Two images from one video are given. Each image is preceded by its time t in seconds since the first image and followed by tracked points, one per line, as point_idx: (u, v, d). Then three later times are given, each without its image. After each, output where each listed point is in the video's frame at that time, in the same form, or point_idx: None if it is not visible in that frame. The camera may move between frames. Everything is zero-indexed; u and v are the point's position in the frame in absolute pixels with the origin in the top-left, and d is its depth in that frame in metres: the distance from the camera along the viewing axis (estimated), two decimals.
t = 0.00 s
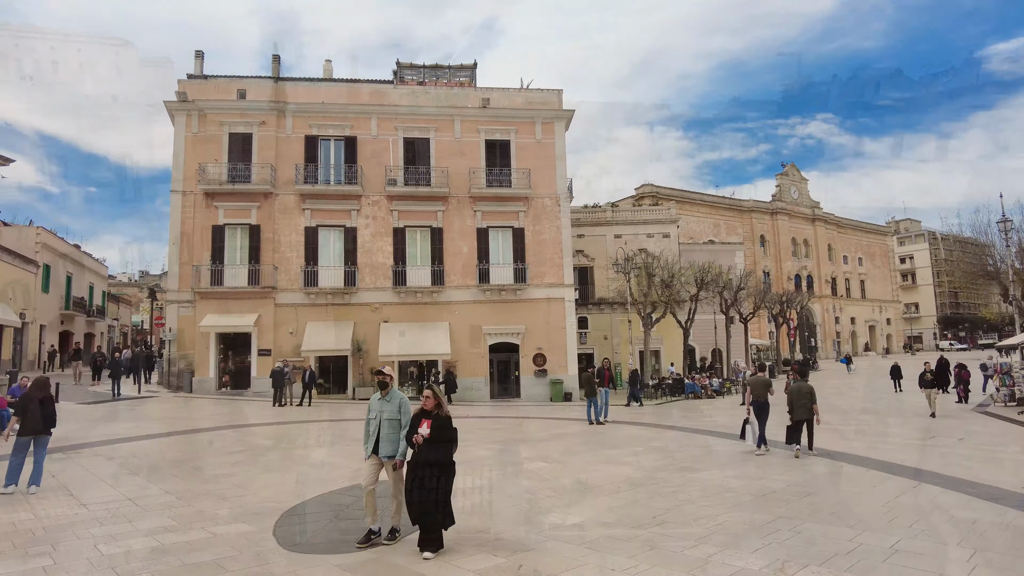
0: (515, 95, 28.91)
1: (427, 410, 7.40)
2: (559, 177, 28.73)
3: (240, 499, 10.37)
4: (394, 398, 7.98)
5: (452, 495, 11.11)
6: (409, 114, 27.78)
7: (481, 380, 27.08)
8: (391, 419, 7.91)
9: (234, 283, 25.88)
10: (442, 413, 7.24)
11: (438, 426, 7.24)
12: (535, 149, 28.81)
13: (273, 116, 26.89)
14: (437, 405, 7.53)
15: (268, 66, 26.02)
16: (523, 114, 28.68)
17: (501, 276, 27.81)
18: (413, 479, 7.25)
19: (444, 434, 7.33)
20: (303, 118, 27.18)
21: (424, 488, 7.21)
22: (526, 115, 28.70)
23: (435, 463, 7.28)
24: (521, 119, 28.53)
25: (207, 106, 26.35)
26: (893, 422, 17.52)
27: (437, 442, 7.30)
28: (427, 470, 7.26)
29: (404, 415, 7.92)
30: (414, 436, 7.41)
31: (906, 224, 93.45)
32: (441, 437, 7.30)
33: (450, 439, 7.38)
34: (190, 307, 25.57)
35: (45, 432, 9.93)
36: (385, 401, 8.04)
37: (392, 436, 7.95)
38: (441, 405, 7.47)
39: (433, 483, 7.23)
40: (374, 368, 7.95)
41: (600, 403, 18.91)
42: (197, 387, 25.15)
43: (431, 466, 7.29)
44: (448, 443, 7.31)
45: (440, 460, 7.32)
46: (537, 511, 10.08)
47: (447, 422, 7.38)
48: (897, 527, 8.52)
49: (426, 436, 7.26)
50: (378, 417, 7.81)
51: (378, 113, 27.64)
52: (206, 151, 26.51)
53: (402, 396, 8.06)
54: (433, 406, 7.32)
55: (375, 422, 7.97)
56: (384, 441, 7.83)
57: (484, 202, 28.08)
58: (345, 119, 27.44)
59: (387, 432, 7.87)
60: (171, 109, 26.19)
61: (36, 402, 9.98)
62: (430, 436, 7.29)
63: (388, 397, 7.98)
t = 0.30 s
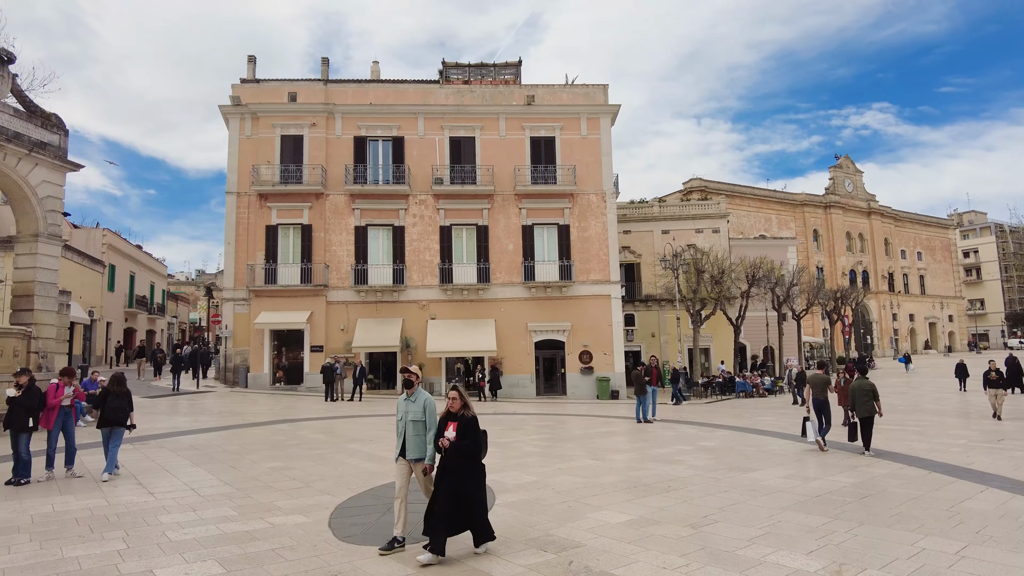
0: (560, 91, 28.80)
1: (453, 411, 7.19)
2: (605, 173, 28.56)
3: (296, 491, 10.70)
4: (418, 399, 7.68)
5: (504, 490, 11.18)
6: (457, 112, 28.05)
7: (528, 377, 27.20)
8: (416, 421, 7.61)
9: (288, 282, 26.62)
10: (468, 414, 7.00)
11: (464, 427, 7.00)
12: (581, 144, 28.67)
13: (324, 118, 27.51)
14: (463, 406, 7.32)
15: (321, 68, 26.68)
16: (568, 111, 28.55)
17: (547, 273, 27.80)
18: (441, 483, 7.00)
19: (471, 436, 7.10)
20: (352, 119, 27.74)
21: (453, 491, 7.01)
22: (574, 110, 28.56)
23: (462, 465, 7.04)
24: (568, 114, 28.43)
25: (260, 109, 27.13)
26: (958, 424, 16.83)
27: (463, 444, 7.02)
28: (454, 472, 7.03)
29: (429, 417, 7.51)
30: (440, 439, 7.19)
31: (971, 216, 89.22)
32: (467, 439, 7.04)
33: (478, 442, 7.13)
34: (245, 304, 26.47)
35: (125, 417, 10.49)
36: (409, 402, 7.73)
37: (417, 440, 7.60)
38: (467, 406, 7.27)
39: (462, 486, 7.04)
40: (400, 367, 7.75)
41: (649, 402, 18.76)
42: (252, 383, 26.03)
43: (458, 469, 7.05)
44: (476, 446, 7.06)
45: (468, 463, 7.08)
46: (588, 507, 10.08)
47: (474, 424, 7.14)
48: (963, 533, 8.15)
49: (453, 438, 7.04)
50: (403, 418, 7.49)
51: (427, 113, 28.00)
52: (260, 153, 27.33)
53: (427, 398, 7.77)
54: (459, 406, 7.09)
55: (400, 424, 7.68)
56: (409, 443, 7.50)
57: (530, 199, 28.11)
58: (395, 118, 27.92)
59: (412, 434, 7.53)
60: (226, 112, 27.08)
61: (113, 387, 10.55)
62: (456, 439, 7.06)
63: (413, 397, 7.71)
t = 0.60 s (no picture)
0: (610, 86, 28.61)
1: (484, 405, 7.10)
2: (658, 168, 28.20)
3: (357, 485, 10.99)
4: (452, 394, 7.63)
5: (560, 487, 11.17)
6: (508, 110, 28.14)
7: (581, 373, 27.10)
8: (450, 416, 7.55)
9: (345, 281, 27.30)
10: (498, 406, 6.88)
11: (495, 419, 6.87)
12: (633, 138, 28.34)
13: (377, 121, 28.08)
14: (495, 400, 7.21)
15: (375, 72, 27.28)
16: (618, 105, 28.27)
17: (600, 270, 27.64)
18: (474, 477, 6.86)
19: (502, 429, 6.94)
20: (405, 121, 28.23)
21: (484, 485, 6.85)
22: (626, 105, 28.29)
23: (495, 460, 6.87)
24: (620, 109, 28.17)
25: (316, 114, 27.88)
26: None
27: (495, 438, 6.86)
28: (487, 468, 6.90)
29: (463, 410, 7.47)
30: (472, 433, 7.07)
31: None
32: (499, 432, 6.88)
33: (510, 436, 6.95)
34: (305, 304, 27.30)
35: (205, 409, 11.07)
36: (443, 398, 7.71)
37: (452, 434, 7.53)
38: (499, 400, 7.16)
39: (494, 481, 6.88)
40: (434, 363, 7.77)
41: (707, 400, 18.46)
42: (312, 379, 26.82)
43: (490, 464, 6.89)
44: (508, 440, 6.89)
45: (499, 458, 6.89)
46: (643, 505, 9.99)
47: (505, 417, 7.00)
48: None
49: (485, 432, 6.88)
50: (436, 411, 7.47)
51: (478, 112, 28.22)
52: (317, 157, 28.11)
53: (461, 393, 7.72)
54: (490, 399, 6.99)
55: (434, 419, 7.66)
56: (443, 438, 7.44)
57: (582, 195, 28.00)
58: (446, 118, 28.27)
59: (446, 428, 7.47)
60: (283, 118, 27.93)
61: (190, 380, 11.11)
62: (487, 432, 6.91)
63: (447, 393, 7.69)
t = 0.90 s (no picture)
0: (661, 79, 28.20)
1: (518, 410, 6.32)
2: (711, 161, 27.64)
3: (414, 481, 11.17)
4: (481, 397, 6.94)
5: (615, 486, 11.10)
6: (557, 108, 28.11)
7: (634, 372, 26.83)
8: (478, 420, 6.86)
9: (398, 281, 27.85)
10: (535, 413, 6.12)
11: (530, 427, 6.10)
12: (685, 132, 27.87)
13: (428, 123, 28.50)
14: (530, 405, 6.43)
15: (426, 75, 27.69)
16: (669, 98, 27.81)
17: (652, 267, 27.28)
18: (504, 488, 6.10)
19: (537, 438, 6.16)
20: (455, 122, 28.54)
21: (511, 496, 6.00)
22: (678, 98, 27.83)
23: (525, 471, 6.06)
24: (671, 103, 27.73)
25: (369, 117, 28.48)
26: None
27: (529, 447, 6.08)
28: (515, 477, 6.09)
29: (493, 416, 6.78)
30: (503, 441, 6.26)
31: None
32: (533, 442, 6.11)
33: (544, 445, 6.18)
34: (361, 304, 28.00)
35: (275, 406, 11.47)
36: (471, 400, 7.01)
37: (479, 439, 6.87)
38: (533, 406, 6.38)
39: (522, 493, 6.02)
40: (462, 362, 7.07)
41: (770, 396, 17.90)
42: (368, 377, 27.49)
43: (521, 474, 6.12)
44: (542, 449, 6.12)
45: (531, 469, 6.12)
46: (700, 506, 9.82)
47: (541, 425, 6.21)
48: None
49: (517, 439, 6.11)
50: (464, 415, 6.80)
51: (527, 111, 28.27)
52: (370, 160, 28.75)
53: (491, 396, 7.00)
54: (525, 403, 6.23)
55: (460, 422, 6.97)
56: (469, 444, 6.74)
57: (633, 191, 27.69)
58: (496, 117, 28.44)
59: (473, 433, 6.84)
60: (337, 122, 28.64)
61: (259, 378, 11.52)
62: (521, 441, 6.13)
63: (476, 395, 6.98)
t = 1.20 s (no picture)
0: (715, 72, 27.65)
1: (550, 406, 5.73)
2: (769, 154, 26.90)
3: (470, 477, 11.32)
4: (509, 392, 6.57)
5: (672, 486, 10.94)
6: (609, 105, 27.89)
7: (690, 370, 26.36)
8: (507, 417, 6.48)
9: (452, 281, 28.22)
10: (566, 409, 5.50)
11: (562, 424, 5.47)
12: (741, 125, 27.20)
13: (480, 123, 28.76)
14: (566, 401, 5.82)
15: (477, 76, 27.94)
16: (724, 91, 27.19)
17: (709, 263, 26.74)
18: (536, 488, 5.52)
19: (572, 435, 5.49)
20: (507, 122, 28.69)
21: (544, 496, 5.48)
22: (734, 90, 27.19)
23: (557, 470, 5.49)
24: (727, 95, 27.11)
25: (422, 120, 28.93)
26: None
27: (562, 446, 5.43)
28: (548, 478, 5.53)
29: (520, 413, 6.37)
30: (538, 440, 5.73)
31: None
32: (566, 440, 5.47)
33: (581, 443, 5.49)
34: (417, 303, 28.49)
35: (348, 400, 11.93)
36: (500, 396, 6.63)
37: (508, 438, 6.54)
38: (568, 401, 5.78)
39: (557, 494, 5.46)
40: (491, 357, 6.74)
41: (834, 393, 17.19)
42: (424, 376, 27.98)
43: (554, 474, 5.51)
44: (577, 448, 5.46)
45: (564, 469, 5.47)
46: (761, 507, 9.56)
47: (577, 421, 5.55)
48: None
49: (545, 437, 5.56)
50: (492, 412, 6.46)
51: (579, 108, 28.16)
52: (423, 162, 29.24)
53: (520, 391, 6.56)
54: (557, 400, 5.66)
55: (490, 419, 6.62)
56: (496, 441, 6.44)
57: (688, 186, 27.20)
58: (547, 115, 28.44)
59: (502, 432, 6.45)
60: (392, 126, 29.22)
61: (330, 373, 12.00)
62: (552, 438, 5.56)
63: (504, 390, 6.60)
